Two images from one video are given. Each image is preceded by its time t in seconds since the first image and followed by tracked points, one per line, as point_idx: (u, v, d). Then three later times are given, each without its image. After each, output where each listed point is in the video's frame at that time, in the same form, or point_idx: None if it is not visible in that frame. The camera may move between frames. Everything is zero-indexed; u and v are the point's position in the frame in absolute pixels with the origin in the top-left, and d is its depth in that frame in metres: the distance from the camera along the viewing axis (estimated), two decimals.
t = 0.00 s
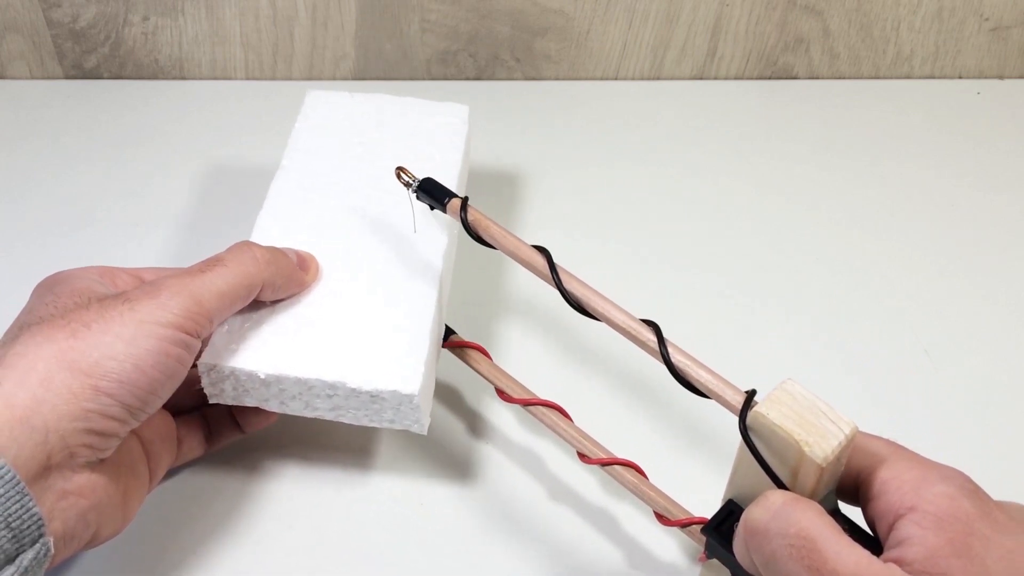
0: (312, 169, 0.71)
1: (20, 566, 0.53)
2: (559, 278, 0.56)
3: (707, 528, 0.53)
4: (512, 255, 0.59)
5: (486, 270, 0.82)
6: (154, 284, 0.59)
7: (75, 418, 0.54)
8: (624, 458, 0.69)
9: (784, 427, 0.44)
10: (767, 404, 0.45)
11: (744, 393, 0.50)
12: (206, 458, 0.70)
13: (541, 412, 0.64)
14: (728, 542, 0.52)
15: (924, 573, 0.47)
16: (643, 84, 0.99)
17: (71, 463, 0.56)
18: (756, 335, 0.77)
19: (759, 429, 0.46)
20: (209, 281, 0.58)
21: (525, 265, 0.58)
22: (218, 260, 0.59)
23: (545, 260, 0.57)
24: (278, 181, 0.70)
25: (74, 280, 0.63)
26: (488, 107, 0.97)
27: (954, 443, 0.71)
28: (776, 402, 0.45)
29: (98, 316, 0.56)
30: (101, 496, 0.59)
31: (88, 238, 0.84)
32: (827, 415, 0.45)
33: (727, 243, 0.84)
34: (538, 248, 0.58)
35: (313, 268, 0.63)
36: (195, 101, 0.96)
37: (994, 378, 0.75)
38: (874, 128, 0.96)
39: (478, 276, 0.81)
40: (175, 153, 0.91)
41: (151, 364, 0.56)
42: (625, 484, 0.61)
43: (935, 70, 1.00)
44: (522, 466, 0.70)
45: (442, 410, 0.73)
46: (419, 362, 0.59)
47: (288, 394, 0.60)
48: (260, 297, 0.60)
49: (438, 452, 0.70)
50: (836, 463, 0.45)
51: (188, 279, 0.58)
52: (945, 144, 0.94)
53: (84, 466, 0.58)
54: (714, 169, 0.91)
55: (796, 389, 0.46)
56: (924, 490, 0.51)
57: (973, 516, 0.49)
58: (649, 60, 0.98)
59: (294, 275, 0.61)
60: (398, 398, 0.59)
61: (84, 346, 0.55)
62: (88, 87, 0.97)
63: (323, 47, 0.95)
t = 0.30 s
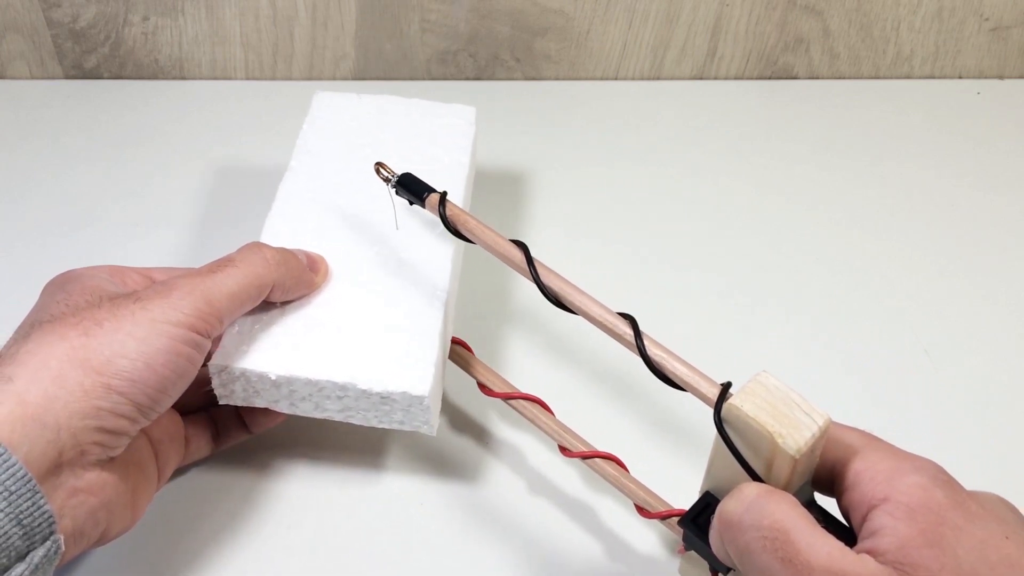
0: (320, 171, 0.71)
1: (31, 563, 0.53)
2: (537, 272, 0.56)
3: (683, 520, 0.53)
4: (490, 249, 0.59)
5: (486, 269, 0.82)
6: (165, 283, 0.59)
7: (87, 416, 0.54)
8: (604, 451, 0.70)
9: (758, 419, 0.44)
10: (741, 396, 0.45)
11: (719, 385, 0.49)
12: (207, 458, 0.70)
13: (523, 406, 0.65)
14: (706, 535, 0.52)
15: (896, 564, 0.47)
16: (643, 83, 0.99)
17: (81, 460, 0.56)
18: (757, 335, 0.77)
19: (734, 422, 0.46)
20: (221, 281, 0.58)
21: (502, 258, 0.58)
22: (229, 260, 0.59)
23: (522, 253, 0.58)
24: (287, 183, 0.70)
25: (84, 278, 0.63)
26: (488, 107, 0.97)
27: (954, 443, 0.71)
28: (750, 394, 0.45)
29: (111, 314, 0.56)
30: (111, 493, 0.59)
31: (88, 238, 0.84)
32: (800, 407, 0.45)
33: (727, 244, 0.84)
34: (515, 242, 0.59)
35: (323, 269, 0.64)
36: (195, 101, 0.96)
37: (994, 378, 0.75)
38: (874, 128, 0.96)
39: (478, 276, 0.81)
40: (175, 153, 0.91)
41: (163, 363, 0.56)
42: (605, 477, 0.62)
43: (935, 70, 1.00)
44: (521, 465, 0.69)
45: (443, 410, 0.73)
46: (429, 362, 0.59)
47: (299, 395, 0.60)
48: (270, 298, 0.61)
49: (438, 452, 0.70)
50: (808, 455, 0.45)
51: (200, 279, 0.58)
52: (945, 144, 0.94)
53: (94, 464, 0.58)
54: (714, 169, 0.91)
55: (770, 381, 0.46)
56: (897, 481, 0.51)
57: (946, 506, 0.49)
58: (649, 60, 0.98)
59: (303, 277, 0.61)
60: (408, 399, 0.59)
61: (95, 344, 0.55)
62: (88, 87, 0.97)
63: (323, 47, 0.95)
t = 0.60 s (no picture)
0: (320, 171, 0.71)
1: (31, 561, 0.52)
2: (522, 278, 0.56)
3: (676, 527, 0.53)
4: (475, 255, 0.59)
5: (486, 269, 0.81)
6: (165, 281, 0.59)
7: (88, 413, 0.54)
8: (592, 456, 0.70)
9: (750, 425, 0.44)
10: (732, 402, 0.45)
11: (710, 390, 0.50)
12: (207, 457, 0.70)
13: (512, 413, 0.64)
14: (697, 540, 0.52)
15: (890, 568, 0.47)
16: (643, 84, 0.99)
17: (82, 458, 0.56)
18: (757, 336, 0.77)
19: (725, 427, 0.46)
20: (222, 279, 0.58)
21: (489, 266, 0.58)
22: (230, 259, 0.59)
23: (507, 259, 0.58)
24: (288, 182, 0.70)
25: (84, 276, 0.63)
26: (487, 107, 0.97)
27: (954, 443, 0.71)
28: (741, 399, 0.45)
29: (112, 311, 0.56)
30: (112, 490, 0.60)
31: (88, 238, 0.84)
32: (790, 412, 0.45)
33: (727, 244, 0.84)
34: (500, 248, 0.59)
35: (322, 265, 0.64)
36: (195, 101, 0.96)
37: (994, 378, 0.75)
38: (874, 128, 0.96)
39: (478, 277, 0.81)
40: (175, 153, 0.91)
41: (164, 361, 0.57)
42: (594, 482, 0.62)
43: (935, 70, 1.00)
44: (521, 465, 0.69)
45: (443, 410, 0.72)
46: (429, 357, 0.59)
47: (299, 390, 0.60)
48: (270, 296, 0.61)
49: (438, 452, 0.70)
50: (800, 460, 0.45)
51: (200, 277, 0.58)
52: (945, 144, 0.94)
53: (95, 460, 0.58)
54: (714, 169, 0.91)
55: (760, 386, 0.46)
56: (888, 484, 0.51)
57: (938, 509, 0.49)
58: (649, 60, 0.98)
59: (302, 275, 0.61)
60: (409, 393, 0.59)
61: (96, 341, 0.55)
62: (88, 87, 0.97)
63: (323, 47, 0.95)
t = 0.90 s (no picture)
0: (307, 163, 0.71)
1: (27, 558, 0.53)
2: (531, 283, 0.56)
3: (694, 533, 0.53)
4: (483, 262, 0.59)
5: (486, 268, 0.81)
6: (158, 277, 0.59)
7: (83, 409, 0.54)
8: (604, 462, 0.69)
9: (769, 429, 0.44)
10: (749, 406, 0.45)
11: (726, 395, 0.50)
12: (206, 456, 0.69)
13: (520, 419, 0.64)
14: (715, 546, 0.52)
15: (914, 572, 0.47)
16: (643, 84, 0.99)
17: (77, 454, 0.56)
18: (757, 335, 0.77)
19: (743, 432, 0.46)
20: (214, 274, 0.58)
21: (497, 272, 0.58)
22: (221, 254, 0.60)
23: (517, 265, 0.57)
24: (275, 176, 0.70)
25: (76, 275, 0.64)
26: (487, 107, 0.97)
27: (954, 443, 0.71)
28: (758, 403, 0.45)
29: (104, 308, 0.56)
30: (108, 487, 0.59)
31: (88, 238, 0.84)
32: (810, 414, 0.45)
33: (727, 244, 0.84)
34: (508, 253, 0.58)
35: (313, 257, 0.64)
36: (195, 101, 0.96)
37: (994, 378, 0.75)
38: (874, 128, 0.96)
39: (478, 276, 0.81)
40: (175, 152, 0.91)
41: (158, 356, 0.57)
42: (607, 488, 0.61)
43: (935, 70, 1.00)
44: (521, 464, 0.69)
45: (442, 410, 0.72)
46: (424, 347, 0.59)
47: (294, 382, 0.60)
48: (262, 289, 0.61)
49: (438, 452, 0.70)
50: (821, 463, 0.45)
51: (192, 272, 0.58)
52: (945, 144, 0.94)
53: (91, 457, 0.58)
54: (714, 169, 0.91)
55: (778, 388, 0.46)
56: (912, 485, 0.51)
57: (963, 511, 0.49)
58: (649, 60, 0.98)
59: (294, 268, 0.61)
60: (404, 382, 0.59)
61: (89, 338, 0.55)
62: (88, 87, 0.97)
63: (323, 47, 0.95)
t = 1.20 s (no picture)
0: (300, 160, 0.71)
1: (20, 557, 0.53)
2: (552, 286, 0.56)
3: (717, 534, 0.53)
4: (502, 265, 0.59)
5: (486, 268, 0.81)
6: (150, 274, 0.59)
7: (75, 407, 0.55)
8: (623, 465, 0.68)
9: (792, 429, 0.44)
10: (772, 406, 0.46)
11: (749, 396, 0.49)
12: (205, 456, 0.69)
13: (539, 423, 0.63)
14: (739, 548, 0.52)
15: (939, 571, 0.47)
16: (643, 84, 0.99)
17: (70, 452, 0.56)
18: (757, 335, 0.77)
19: (766, 432, 0.46)
20: (206, 271, 0.58)
21: (517, 275, 0.58)
22: (214, 251, 0.60)
23: (538, 268, 0.57)
24: (266, 172, 0.70)
25: (69, 272, 0.64)
26: (487, 107, 0.97)
27: (954, 443, 0.71)
28: (781, 404, 0.45)
29: (97, 306, 0.57)
30: (101, 485, 0.59)
31: (88, 238, 0.84)
32: (834, 415, 0.45)
33: (727, 244, 0.84)
34: (529, 257, 0.58)
35: (305, 254, 0.64)
36: (195, 101, 0.96)
37: (994, 378, 0.75)
38: (874, 128, 0.96)
39: (478, 274, 0.81)
40: (175, 152, 0.91)
41: (150, 354, 0.57)
42: (627, 491, 0.60)
43: (935, 70, 1.00)
44: (523, 464, 0.69)
45: (442, 410, 0.72)
46: (417, 344, 0.59)
47: (288, 379, 0.60)
48: (254, 287, 0.61)
49: (439, 451, 0.70)
50: (845, 464, 0.45)
51: (184, 270, 0.58)
52: (945, 144, 0.94)
53: (84, 455, 0.58)
54: (714, 170, 0.91)
55: (801, 390, 0.46)
56: (937, 487, 0.51)
57: (989, 512, 0.49)
58: (649, 60, 0.98)
59: (286, 265, 0.61)
60: (397, 379, 0.59)
61: (82, 335, 0.55)
62: (88, 87, 0.97)
63: (323, 47, 0.95)
